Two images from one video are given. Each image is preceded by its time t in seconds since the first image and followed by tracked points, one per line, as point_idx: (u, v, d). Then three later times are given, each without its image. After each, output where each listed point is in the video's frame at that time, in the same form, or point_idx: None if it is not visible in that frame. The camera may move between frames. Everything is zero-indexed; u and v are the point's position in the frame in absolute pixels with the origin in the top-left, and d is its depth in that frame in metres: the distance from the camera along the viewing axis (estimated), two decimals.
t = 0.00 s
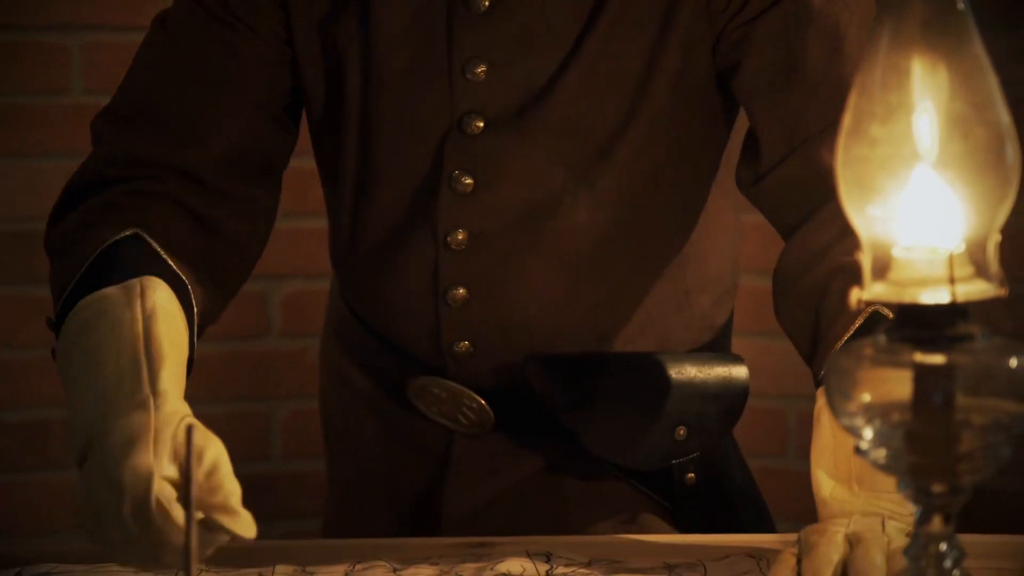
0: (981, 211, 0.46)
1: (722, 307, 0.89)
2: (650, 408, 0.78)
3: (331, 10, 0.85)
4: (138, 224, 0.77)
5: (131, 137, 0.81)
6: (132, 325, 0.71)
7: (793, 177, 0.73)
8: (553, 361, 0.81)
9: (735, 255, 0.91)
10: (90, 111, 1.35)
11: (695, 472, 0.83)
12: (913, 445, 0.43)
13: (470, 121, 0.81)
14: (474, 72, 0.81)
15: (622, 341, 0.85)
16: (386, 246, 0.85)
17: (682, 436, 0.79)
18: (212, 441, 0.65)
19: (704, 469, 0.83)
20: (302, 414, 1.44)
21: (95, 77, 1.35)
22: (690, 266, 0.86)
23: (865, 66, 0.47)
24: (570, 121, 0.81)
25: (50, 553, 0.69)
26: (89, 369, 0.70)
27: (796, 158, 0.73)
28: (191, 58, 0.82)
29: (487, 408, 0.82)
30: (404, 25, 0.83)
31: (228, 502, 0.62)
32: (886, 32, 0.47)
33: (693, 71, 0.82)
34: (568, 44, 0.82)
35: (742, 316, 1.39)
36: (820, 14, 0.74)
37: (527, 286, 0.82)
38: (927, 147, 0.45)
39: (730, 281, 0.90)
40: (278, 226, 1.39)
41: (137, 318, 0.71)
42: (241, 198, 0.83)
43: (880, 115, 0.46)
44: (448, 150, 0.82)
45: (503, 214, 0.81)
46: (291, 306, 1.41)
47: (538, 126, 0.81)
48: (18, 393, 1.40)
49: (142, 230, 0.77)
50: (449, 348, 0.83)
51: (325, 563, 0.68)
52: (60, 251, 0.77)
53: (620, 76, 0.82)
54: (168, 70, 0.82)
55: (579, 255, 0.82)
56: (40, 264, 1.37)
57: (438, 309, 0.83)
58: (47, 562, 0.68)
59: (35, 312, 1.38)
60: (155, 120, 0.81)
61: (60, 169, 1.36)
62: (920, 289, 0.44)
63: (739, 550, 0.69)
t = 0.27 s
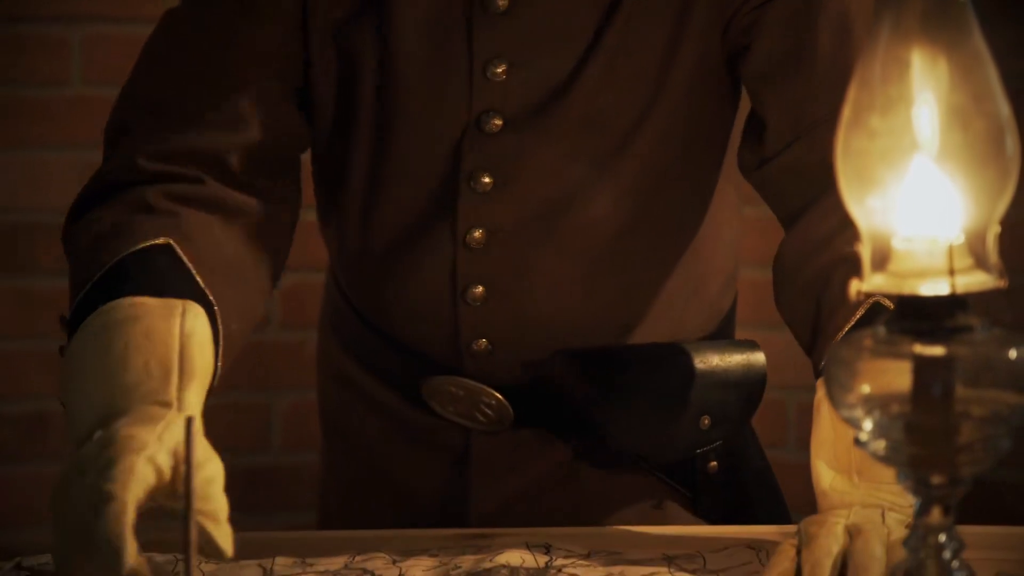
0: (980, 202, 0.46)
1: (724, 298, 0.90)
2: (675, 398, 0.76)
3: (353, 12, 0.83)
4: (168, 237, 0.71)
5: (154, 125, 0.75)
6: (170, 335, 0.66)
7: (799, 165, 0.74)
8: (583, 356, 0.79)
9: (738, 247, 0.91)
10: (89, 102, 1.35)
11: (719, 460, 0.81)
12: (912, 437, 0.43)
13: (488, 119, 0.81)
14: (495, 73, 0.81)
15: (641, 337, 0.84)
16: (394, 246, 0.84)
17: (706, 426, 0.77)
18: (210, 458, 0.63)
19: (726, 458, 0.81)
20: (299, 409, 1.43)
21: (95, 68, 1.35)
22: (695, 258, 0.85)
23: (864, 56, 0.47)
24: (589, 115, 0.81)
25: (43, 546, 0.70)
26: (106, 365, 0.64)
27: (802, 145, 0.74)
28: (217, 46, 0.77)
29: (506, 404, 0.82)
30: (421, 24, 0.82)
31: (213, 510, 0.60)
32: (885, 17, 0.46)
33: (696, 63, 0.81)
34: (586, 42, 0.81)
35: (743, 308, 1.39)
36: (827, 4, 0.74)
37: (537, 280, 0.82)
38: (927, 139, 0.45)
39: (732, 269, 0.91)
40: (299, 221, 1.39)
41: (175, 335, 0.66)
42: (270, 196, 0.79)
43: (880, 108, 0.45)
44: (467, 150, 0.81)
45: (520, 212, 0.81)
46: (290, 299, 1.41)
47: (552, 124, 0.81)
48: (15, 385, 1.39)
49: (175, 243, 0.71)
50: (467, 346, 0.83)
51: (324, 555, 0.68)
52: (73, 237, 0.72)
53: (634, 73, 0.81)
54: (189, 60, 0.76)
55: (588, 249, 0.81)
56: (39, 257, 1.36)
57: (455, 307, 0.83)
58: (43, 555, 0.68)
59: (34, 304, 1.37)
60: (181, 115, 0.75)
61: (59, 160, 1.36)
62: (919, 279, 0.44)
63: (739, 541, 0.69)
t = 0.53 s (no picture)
0: (980, 191, 0.46)
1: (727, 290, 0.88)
2: (698, 385, 0.78)
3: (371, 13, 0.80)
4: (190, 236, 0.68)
5: (172, 122, 0.72)
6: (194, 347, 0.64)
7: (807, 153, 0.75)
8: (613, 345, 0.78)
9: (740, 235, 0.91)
10: (88, 93, 1.35)
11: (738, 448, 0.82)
12: (912, 427, 0.43)
13: (508, 118, 0.78)
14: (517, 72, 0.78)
15: (655, 327, 0.83)
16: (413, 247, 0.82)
17: (729, 416, 0.80)
18: (234, 466, 0.60)
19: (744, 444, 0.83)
20: (299, 398, 1.43)
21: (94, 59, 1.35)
22: (704, 247, 0.84)
23: (864, 45, 0.47)
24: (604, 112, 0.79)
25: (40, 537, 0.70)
26: (127, 372, 0.62)
27: (805, 131, 0.75)
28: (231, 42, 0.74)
29: (525, 399, 0.81)
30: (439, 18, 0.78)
31: (241, 510, 0.58)
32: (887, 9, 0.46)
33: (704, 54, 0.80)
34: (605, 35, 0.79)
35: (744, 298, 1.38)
36: None
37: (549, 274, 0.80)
38: (927, 129, 0.45)
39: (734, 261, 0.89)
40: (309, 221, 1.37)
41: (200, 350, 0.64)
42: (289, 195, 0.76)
43: (880, 97, 0.45)
44: (487, 151, 0.79)
45: (535, 209, 0.79)
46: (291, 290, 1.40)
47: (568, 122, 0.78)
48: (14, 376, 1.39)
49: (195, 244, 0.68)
50: (487, 346, 0.81)
51: (323, 545, 0.68)
52: (88, 239, 0.69)
53: (650, 66, 0.79)
54: (204, 55, 0.73)
55: (602, 243, 0.80)
56: (35, 246, 1.36)
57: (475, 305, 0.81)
58: (43, 546, 0.68)
59: (33, 295, 1.37)
60: (200, 110, 0.72)
61: (58, 151, 1.35)
62: (918, 270, 0.44)
63: (738, 532, 0.69)
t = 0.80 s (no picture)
0: (979, 183, 0.46)
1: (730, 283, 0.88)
2: (704, 378, 0.78)
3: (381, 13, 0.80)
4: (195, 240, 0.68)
5: (174, 122, 0.71)
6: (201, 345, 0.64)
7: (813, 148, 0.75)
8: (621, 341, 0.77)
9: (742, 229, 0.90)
10: (89, 85, 1.34)
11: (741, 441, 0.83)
12: (911, 419, 0.43)
13: (517, 116, 0.78)
14: (528, 72, 0.77)
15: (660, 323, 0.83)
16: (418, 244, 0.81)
17: (734, 410, 0.80)
18: (233, 455, 0.59)
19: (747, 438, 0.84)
20: (299, 390, 1.43)
21: (95, 51, 1.34)
22: (710, 241, 0.84)
23: (863, 37, 0.47)
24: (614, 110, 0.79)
25: (41, 528, 0.70)
26: (133, 371, 0.62)
27: (812, 128, 0.75)
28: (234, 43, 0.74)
29: (529, 395, 0.81)
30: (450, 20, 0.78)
31: (220, 493, 0.58)
32: None
33: (709, 48, 0.80)
34: (616, 34, 0.79)
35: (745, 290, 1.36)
36: None
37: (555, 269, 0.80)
38: (927, 121, 0.46)
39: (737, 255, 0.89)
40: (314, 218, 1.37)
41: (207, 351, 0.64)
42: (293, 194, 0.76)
43: (880, 90, 0.46)
44: (496, 149, 0.79)
45: (542, 205, 0.79)
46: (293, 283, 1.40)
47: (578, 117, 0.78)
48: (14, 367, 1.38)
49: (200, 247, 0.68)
50: (493, 342, 0.81)
51: (322, 537, 0.68)
52: (92, 239, 0.69)
53: (660, 63, 0.79)
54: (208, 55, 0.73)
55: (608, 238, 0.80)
56: (33, 239, 1.36)
57: (483, 304, 0.81)
58: (44, 537, 0.69)
59: (34, 287, 1.37)
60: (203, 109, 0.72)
61: (59, 142, 1.35)
62: (918, 262, 0.45)
63: (737, 524, 0.69)
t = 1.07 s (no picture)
0: (979, 178, 0.46)
1: (731, 277, 0.88)
2: (702, 373, 0.78)
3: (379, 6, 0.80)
4: (174, 224, 0.70)
5: (165, 119, 0.73)
6: (179, 314, 0.66)
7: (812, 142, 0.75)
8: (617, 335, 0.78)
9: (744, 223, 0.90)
10: (90, 81, 1.34)
11: (739, 438, 0.83)
12: (911, 414, 0.43)
13: (517, 108, 0.78)
14: (527, 63, 0.77)
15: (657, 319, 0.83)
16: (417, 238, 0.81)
17: (732, 406, 0.80)
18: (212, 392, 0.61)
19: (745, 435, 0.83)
20: (299, 386, 1.39)
21: (95, 47, 1.33)
22: (710, 238, 0.84)
23: (863, 31, 0.46)
24: (612, 105, 0.79)
25: (41, 523, 0.70)
26: (111, 341, 0.64)
27: (813, 123, 0.75)
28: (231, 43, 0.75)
29: (527, 388, 0.81)
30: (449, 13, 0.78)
31: (198, 423, 0.59)
32: None
33: (710, 43, 0.79)
34: (615, 28, 0.78)
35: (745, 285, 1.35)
36: None
37: (555, 263, 0.80)
38: (927, 115, 0.46)
39: (739, 250, 0.89)
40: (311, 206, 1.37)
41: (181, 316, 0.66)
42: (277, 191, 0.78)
43: (879, 84, 0.45)
44: (495, 142, 0.79)
45: (542, 199, 0.79)
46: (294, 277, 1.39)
47: (578, 112, 0.78)
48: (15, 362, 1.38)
49: (178, 230, 0.69)
50: (491, 335, 0.81)
51: (322, 533, 0.68)
52: (76, 230, 0.71)
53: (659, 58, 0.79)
54: (203, 54, 0.75)
55: (609, 233, 0.80)
56: (32, 236, 1.36)
57: (480, 298, 0.81)
58: (44, 532, 0.69)
59: (34, 282, 1.37)
60: (195, 108, 0.74)
61: (59, 138, 1.35)
62: (919, 256, 0.45)
63: (738, 519, 0.69)
